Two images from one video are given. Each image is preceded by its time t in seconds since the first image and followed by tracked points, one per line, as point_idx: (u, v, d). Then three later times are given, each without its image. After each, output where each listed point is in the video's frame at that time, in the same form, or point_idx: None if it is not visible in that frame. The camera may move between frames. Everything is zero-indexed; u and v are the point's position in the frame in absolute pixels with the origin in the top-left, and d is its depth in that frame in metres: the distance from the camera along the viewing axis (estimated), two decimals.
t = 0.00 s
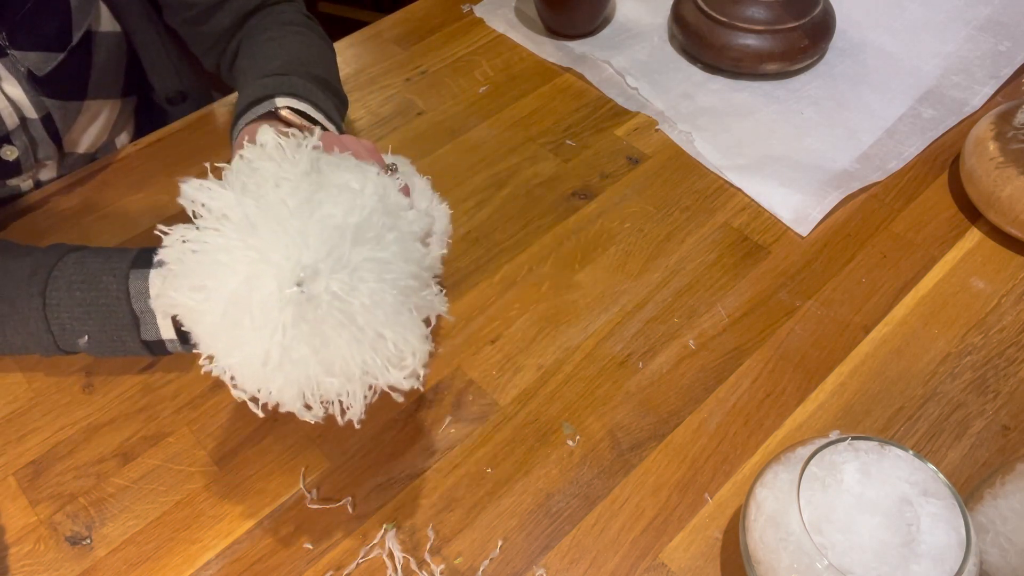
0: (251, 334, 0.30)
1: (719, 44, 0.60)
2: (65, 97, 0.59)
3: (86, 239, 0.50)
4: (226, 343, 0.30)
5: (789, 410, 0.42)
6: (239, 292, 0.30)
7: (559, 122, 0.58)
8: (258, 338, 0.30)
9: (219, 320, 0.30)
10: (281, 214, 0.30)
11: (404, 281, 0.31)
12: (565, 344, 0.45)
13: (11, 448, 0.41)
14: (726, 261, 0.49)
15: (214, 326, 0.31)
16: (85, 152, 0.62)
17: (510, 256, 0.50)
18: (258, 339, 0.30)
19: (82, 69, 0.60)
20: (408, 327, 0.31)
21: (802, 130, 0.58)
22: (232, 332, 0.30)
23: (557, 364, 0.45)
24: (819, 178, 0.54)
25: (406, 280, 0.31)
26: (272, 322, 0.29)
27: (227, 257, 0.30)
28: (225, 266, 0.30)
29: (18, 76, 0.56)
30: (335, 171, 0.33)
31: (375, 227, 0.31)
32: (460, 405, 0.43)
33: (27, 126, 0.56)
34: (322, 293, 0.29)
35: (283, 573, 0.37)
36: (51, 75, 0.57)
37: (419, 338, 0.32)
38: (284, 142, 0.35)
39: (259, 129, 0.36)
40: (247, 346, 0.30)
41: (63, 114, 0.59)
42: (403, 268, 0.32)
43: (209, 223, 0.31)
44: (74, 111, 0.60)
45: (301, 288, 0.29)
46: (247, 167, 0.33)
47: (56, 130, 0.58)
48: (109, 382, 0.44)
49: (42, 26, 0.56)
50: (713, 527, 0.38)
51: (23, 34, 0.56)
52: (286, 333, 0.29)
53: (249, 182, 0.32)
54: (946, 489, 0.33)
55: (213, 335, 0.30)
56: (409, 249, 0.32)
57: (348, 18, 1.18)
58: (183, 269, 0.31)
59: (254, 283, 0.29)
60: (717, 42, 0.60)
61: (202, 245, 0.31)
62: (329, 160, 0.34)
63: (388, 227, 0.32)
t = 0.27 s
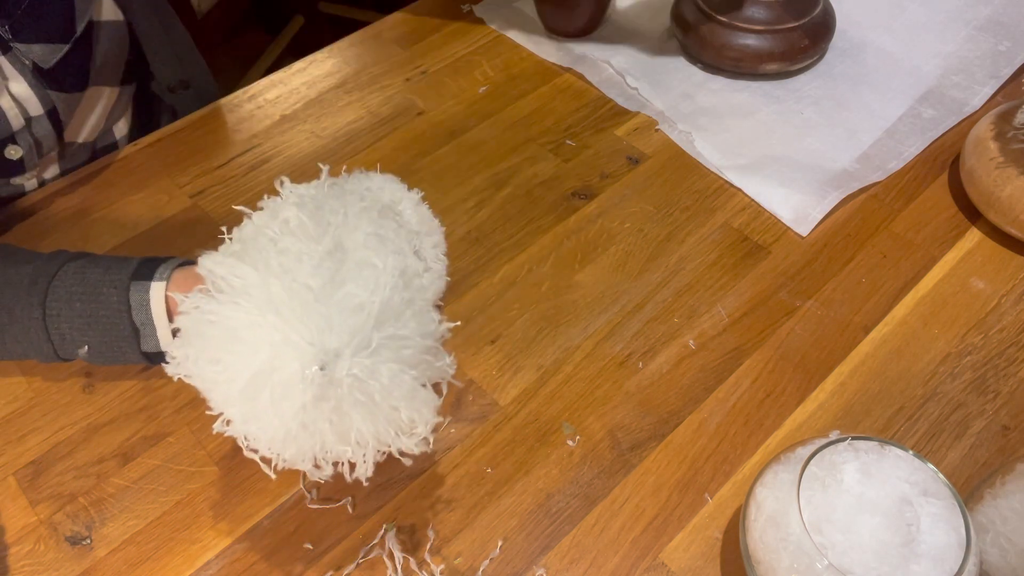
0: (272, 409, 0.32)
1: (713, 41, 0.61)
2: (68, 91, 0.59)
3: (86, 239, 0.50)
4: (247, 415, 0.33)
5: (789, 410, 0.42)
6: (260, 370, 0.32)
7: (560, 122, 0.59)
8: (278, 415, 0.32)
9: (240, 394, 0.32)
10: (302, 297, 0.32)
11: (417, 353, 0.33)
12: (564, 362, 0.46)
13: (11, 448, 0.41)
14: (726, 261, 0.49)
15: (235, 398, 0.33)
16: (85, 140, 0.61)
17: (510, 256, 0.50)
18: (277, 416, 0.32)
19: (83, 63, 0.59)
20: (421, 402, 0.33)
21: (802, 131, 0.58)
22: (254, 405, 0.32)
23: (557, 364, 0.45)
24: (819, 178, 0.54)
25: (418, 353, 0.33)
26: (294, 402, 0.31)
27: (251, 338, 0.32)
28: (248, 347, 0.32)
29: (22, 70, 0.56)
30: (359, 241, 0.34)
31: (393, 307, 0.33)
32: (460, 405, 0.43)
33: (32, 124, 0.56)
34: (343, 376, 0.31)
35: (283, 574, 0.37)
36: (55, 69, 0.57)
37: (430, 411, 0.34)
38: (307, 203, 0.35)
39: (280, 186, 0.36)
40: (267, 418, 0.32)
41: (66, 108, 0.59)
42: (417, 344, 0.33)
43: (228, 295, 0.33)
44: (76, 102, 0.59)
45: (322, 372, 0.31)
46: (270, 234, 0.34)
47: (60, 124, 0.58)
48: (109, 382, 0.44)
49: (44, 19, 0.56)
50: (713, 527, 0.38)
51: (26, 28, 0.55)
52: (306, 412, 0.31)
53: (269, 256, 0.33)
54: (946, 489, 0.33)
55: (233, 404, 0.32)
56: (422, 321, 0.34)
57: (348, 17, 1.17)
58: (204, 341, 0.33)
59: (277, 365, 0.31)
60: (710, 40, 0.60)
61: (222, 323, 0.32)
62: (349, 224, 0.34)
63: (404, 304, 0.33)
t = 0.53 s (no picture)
0: (250, 398, 0.31)
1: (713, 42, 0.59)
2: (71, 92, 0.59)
3: (85, 239, 0.50)
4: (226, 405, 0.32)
5: (789, 410, 0.42)
6: (240, 355, 0.31)
7: (559, 122, 0.59)
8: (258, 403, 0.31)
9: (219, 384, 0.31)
10: (282, 280, 0.31)
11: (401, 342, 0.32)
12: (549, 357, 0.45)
13: (11, 448, 0.41)
14: (726, 261, 0.49)
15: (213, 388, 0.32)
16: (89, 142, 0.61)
17: (509, 256, 0.50)
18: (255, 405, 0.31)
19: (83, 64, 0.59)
20: (407, 391, 0.32)
21: (795, 133, 0.58)
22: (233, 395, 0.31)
23: (557, 364, 0.45)
24: (812, 179, 0.54)
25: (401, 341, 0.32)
26: (274, 389, 0.30)
27: (229, 324, 0.31)
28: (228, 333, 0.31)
29: (24, 71, 0.56)
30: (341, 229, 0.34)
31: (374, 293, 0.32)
32: (460, 405, 0.43)
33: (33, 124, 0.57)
34: (324, 363, 0.30)
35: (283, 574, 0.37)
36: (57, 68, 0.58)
37: (415, 400, 0.33)
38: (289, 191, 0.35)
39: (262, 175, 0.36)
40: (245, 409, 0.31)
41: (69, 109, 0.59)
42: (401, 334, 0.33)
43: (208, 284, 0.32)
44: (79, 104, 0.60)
45: (303, 357, 0.30)
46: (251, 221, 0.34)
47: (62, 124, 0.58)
48: (109, 382, 0.44)
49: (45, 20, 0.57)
50: (713, 527, 0.38)
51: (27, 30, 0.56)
52: (287, 400, 0.30)
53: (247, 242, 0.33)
54: (946, 489, 0.33)
55: (212, 394, 0.32)
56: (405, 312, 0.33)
57: (348, 17, 1.17)
58: (183, 329, 0.32)
59: (258, 350, 0.31)
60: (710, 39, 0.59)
61: (202, 310, 0.32)
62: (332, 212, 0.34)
63: (388, 290, 0.33)
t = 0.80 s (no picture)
0: (236, 408, 0.32)
1: (574, 11, 0.41)
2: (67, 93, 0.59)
3: (85, 239, 0.50)
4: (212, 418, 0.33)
5: (789, 410, 0.42)
6: (224, 367, 0.32)
7: (559, 122, 0.58)
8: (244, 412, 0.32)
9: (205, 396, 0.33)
10: (265, 281, 0.33)
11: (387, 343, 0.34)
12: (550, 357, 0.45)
13: (11, 448, 0.41)
14: (726, 261, 0.49)
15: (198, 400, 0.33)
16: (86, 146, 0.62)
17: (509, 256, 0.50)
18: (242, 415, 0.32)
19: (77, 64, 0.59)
20: (398, 392, 0.34)
21: (789, 133, 0.57)
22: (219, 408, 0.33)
23: (557, 364, 0.45)
24: (802, 180, 0.54)
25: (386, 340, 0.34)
26: (261, 401, 0.32)
27: (214, 334, 0.33)
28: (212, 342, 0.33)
29: (19, 73, 0.56)
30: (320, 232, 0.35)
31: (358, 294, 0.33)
32: (460, 405, 0.43)
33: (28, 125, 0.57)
34: (312, 368, 0.32)
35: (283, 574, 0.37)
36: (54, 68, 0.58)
37: (409, 403, 0.35)
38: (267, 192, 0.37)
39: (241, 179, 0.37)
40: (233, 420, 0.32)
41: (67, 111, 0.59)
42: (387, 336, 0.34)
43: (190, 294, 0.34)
44: (76, 106, 0.60)
45: (291, 362, 0.32)
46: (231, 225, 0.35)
47: (59, 126, 0.59)
48: (109, 382, 0.44)
49: (41, 19, 0.57)
50: (713, 527, 0.38)
51: (23, 30, 0.56)
52: (278, 408, 0.32)
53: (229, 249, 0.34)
54: (946, 489, 0.33)
55: (197, 409, 0.33)
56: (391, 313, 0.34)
57: (348, 17, 1.17)
58: (167, 340, 0.34)
59: (243, 356, 0.32)
60: (558, 255, 0.43)
61: (182, 317, 0.33)
62: (313, 211, 0.36)
63: (372, 291, 0.34)
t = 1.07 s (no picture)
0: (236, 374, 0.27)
1: (469, 75, 0.42)
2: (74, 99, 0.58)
3: (86, 239, 0.50)
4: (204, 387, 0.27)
5: (789, 410, 0.42)
6: (226, 340, 0.27)
7: (559, 122, 0.58)
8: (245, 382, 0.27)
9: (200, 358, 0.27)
10: (273, 236, 0.27)
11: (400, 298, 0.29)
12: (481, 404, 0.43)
13: (11, 448, 0.41)
14: (726, 261, 0.49)
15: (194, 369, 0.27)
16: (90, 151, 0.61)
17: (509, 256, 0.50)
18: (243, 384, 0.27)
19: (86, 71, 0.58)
20: (411, 349, 0.29)
21: (788, 133, 0.57)
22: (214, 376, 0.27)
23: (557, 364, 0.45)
24: (802, 180, 0.54)
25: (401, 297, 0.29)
26: (267, 368, 0.26)
27: (202, 292, 0.27)
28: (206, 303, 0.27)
29: (27, 77, 0.56)
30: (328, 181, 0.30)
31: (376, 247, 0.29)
32: (460, 405, 0.43)
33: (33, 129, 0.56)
34: (326, 323, 0.27)
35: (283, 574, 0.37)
36: (62, 74, 0.57)
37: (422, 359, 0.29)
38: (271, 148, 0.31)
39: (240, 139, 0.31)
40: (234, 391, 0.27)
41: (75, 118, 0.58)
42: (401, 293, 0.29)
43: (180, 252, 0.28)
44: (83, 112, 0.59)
45: (307, 319, 0.26)
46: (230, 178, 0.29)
47: (64, 130, 0.58)
48: (109, 381, 0.44)
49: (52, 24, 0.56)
50: (713, 527, 0.38)
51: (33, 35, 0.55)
52: (293, 369, 0.26)
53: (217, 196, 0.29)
54: (946, 489, 0.33)
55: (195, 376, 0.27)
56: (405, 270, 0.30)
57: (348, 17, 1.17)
58: (155, 304, 0.28)
59: (252, 317, 0.26)
60: (456, 357, 0.40)
61: (185, 278, 0.27)
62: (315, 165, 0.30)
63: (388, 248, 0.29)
